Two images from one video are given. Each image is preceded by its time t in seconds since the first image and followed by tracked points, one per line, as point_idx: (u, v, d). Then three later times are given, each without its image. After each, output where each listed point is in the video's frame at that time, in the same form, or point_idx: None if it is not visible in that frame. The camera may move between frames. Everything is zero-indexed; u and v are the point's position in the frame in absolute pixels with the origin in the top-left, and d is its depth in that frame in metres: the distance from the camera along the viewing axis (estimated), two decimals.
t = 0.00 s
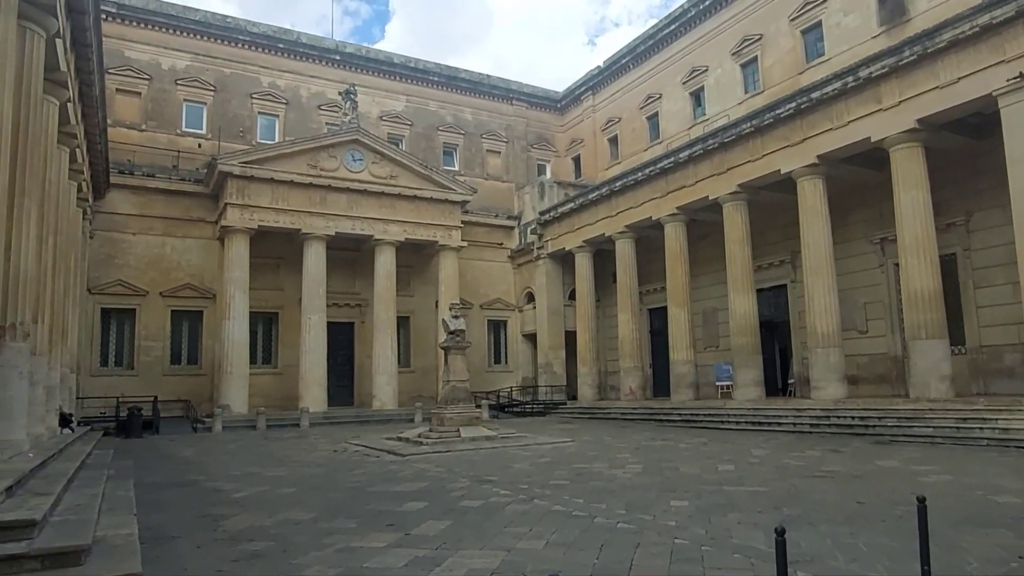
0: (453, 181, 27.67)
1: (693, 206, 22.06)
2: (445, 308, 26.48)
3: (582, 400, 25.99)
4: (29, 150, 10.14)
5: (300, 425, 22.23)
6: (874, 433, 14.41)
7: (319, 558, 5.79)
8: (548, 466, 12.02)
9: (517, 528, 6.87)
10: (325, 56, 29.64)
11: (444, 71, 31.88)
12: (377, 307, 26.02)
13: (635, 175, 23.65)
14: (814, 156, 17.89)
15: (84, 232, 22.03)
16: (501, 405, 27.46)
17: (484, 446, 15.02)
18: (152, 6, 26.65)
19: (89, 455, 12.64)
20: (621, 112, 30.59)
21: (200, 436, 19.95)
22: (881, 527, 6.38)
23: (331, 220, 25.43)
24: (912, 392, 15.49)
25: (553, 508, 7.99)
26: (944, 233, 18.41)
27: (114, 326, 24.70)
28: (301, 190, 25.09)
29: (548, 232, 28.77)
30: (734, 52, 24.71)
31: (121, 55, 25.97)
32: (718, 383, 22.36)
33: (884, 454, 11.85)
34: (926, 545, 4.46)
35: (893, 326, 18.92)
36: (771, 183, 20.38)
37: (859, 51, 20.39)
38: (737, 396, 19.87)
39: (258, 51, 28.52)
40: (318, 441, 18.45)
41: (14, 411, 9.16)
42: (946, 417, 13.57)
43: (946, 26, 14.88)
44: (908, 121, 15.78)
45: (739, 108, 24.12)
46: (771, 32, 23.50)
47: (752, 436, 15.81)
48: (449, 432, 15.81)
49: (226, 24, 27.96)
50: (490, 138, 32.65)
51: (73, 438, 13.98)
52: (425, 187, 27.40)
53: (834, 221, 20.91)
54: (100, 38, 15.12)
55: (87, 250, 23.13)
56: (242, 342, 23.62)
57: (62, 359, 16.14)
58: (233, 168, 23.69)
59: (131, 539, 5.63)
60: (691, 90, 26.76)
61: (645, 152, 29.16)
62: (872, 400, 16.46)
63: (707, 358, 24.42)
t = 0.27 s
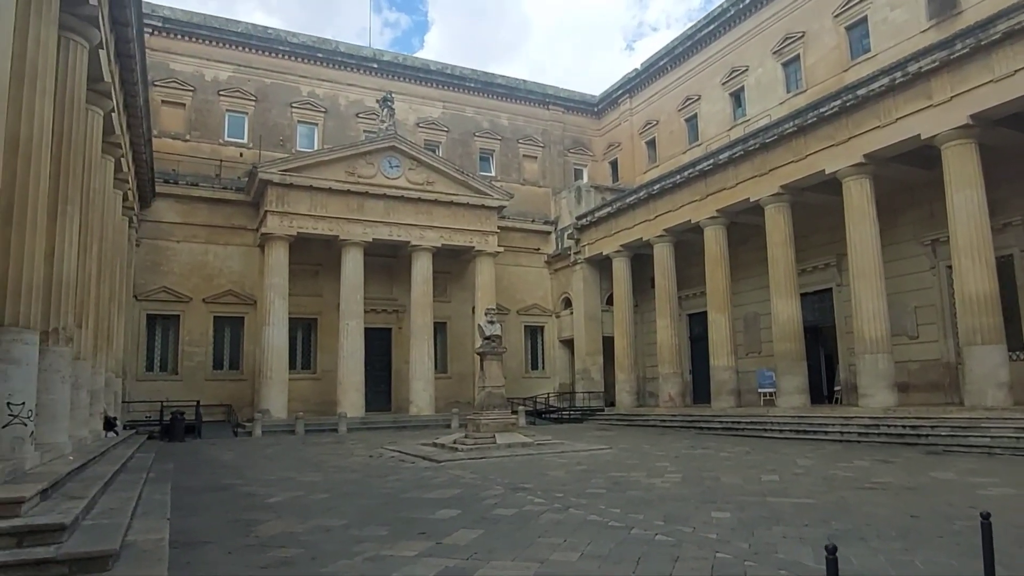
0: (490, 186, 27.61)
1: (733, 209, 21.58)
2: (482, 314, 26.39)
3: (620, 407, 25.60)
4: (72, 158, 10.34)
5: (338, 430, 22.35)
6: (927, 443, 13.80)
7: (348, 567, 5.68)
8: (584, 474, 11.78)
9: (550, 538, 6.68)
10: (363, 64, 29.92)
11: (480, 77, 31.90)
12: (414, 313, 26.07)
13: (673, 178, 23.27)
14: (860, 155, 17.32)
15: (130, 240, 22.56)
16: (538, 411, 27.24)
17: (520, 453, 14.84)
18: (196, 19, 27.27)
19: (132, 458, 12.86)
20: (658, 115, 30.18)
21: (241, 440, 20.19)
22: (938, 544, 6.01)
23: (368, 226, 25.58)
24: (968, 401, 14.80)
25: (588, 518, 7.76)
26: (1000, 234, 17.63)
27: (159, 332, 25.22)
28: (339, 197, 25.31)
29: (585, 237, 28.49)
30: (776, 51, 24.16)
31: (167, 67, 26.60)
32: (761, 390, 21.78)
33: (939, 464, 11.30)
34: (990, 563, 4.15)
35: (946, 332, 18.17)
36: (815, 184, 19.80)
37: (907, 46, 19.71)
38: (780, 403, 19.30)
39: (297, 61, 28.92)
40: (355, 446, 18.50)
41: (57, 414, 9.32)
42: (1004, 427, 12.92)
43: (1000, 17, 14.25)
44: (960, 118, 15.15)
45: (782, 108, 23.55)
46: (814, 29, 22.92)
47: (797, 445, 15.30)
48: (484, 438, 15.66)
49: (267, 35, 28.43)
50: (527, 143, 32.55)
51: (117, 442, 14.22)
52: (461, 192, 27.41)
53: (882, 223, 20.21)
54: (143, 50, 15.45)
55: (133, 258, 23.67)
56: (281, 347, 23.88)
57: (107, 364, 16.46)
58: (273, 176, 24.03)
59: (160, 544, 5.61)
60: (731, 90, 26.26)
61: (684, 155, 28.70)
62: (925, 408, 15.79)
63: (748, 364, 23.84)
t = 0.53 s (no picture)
0: (519, 193, 27.49)
1: (767, 212, 21.12)
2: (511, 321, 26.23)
3: (653, 415, 25.20)
4: (104, 168, 10.48)
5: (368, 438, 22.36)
6: (975, 453, 13.24)
7: None
8: (616, 484, 11.52)
9: (580, 551, 6.46)
10: (392, 73, 30.07)
11: (509, 84, 31.86)
12: (444, 320, 26.03)
13: (705, 182, 22.89)
14: (900, 155, 16.81)
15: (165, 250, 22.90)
16: (568, 419, 26.95)
17: (550, 461, 14.63)
18: (230, 33, 27.70)
19: (165, 466, 12.95)
20: (689, 118, 29.81)
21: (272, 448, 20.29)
22: (993, 561, 5.66)
23: (398, 234, 25.63)
24: (1018, 409, 14.19)
25: (620, 530, 7.52)
26: None
27: (194, 340, 25.54)
28: (369, 206, 25.41)
29: (615, 242, 28.19)
30: (810, 51, 23.68)
31: (201, 80, 27.05)
32: (798, 398, 21.23)
33: (988, 476, 10.80)
34: None
35: (993, 337, 17.50)
36: (852, 186, 19.28)
37: (948, 42, 19.13)
38: (818, 411, 18.77)
39: (328, 72, 29.19)
40: (385, 454, 18.45)
41: (89, 422, 9.40)
42: None
43: None
44: (1006, 114, 14.60)
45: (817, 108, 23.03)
46: (849, 28, 22.41)
47: (836, 454, 14.82)
48: (514, 447, 15.47)
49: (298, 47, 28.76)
50: (556, 150, 32.38)
51: (150, 450, 14.33)
52: (490, 199, 27.34)
53: (923, 225, 19.60)
54: (175, 63, 15.67)
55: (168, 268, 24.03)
56: (312, 355, 24.00)
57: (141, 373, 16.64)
58: (304, 185, 24.23)
59: (182, 555, 5.53)
60: (764, 92, 25.80)
61: (715, 159, 28.27)
62: (972, 416, 15.19)
63: (785, 372, 23.28)
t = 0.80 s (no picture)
0: (552, 198, 27.29)
1: (808, 214, 20.56)
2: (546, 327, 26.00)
3: (691, 423, 24.69)
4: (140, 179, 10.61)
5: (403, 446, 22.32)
6: None
7: None
8: (654, 495, 11.21)
9: (617, 566, 6.22)
10: (425, 82, 30.18)
11: (541, 90, 31.73)
12: (478, 328, 25.92)
13: (743, 184, 22.41)
14: (948, 152, 16.18)
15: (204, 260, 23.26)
16: (605, 427, 26.57)
17: (586, 470, 14.36)
18: (266, 47, 28.13)
19: (201, 474, 13.03)
20: (725, 120, 29.30)
21: (308, 456, 20.38)
22: None
23: (431, 242, 25.64)
24: None
25: (659, 543, 7.25)
26: None
27: (232, 349, 25.88)
28: (403, 214, 25.48)
29: (651, 247, 27.78)
30: (850, 48, 23.07)
31: (239, 93, 27.49)
32: (843, 405, 20.57)
33: None
34: None
35: None
36: (897, 185, 18.65)
37: (997, 35, 18.43)
38: (865, 419, 18.12)
39: (362, 82, 29.42)
40: (419, 463, 18.35)
41: (126, 431, 9.47)
42: None
43: None
44: None
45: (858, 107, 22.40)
46: (891, 23, 21.78)
47: (885, 464, 14.24)
48: (549, 456, 15.22)
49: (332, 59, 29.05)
50: (589, 155, 32.11)
51: (188, 457, 14.46)
52: (524, 206, 27.19)
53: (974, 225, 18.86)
54: (211, 76, 15.88)
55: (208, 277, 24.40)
56: (347, 363, 24.10)
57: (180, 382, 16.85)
58: (338, 194, 24.41)
59: (209, 567, 5.45)
60: (803, 91, 25.22)
61: (753, 161, 27.72)
62: None
63: (828, 378, 22.60)
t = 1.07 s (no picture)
0: (582, 202, 27.05)
1: (846, 212, 20.00)
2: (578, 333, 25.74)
3: (728, 428, 24.18)
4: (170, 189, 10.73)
5: (436, 454, 22.26)
6: None
7: None
8: (691, 502, 10.90)
9: None
10: (454, 89, 30.22)
11: (570, 95, 31.56)
12: (510, 334, 25.77)
13: (777, 183, 21.93)
14: (993, 144, 15.59)
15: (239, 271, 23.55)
16: (640, 433, 26.17)
17: (621, 477, 14.07)
18: (297, 59, 28.46)
19: (235, 482, 13.08)
20: (758, 119, 28.78)
21: (342, 463, 20.43)
22: None
23: (462, 248, 25.60)
24: None
25: (695, 553, 6.99)
26: None
27: (267, 358, 26.14)
28: (433, 221, 25.50)
29: (684, 250, 27.36)
30: (887, 42, 22.49)
31: (271, 106, 27.84)
32: (887, 409, 19.91)
33: None
34: None
35: None
36: (939, 180, 18.03)
37: None
38: (910, 423, 17.51)
39: (391, 92, 29.59)
40: (452, 470, 18.24)
41: (157, 439, 9.52)
42: None
43: None
44: None
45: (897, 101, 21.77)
46: (930, 14, 21.16)
47: (933, 470, 13.70)
48: (583, 462, 14.97)
49: (362, 69, 29.28)
50: (620, 158, 31.80)
51: (222, 465, 14.57)
52: (554, 210, 27.01)
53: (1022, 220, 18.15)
54: (241, 88, 16.05)
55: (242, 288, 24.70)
56: (380, 371, 24.14)
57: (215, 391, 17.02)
58: (369, 203, 24.53)
59: None
60: (838, 87, 24.64)
61: (787, 159, 27.15)
62: None
63: (871, 381, 21.93)
